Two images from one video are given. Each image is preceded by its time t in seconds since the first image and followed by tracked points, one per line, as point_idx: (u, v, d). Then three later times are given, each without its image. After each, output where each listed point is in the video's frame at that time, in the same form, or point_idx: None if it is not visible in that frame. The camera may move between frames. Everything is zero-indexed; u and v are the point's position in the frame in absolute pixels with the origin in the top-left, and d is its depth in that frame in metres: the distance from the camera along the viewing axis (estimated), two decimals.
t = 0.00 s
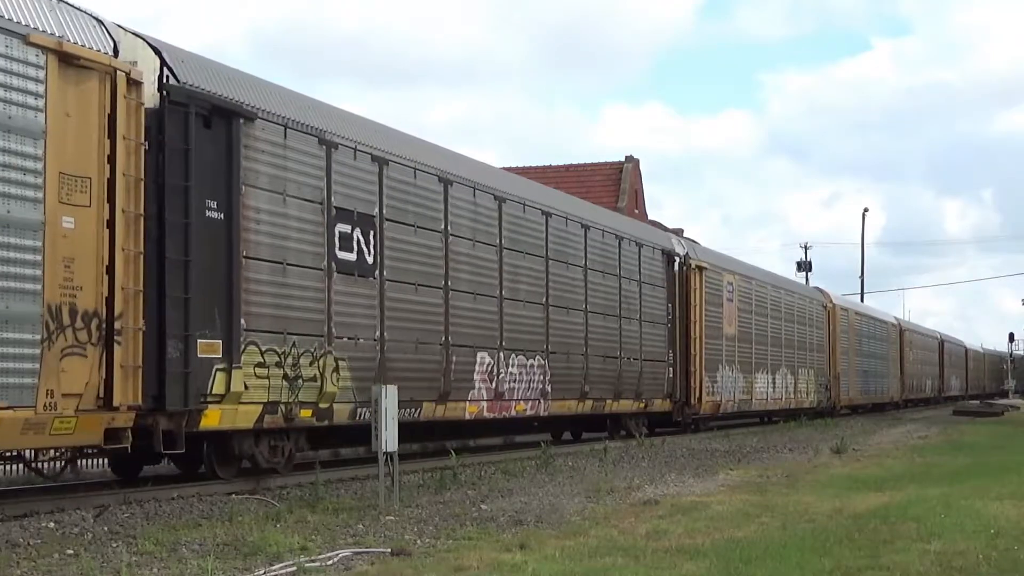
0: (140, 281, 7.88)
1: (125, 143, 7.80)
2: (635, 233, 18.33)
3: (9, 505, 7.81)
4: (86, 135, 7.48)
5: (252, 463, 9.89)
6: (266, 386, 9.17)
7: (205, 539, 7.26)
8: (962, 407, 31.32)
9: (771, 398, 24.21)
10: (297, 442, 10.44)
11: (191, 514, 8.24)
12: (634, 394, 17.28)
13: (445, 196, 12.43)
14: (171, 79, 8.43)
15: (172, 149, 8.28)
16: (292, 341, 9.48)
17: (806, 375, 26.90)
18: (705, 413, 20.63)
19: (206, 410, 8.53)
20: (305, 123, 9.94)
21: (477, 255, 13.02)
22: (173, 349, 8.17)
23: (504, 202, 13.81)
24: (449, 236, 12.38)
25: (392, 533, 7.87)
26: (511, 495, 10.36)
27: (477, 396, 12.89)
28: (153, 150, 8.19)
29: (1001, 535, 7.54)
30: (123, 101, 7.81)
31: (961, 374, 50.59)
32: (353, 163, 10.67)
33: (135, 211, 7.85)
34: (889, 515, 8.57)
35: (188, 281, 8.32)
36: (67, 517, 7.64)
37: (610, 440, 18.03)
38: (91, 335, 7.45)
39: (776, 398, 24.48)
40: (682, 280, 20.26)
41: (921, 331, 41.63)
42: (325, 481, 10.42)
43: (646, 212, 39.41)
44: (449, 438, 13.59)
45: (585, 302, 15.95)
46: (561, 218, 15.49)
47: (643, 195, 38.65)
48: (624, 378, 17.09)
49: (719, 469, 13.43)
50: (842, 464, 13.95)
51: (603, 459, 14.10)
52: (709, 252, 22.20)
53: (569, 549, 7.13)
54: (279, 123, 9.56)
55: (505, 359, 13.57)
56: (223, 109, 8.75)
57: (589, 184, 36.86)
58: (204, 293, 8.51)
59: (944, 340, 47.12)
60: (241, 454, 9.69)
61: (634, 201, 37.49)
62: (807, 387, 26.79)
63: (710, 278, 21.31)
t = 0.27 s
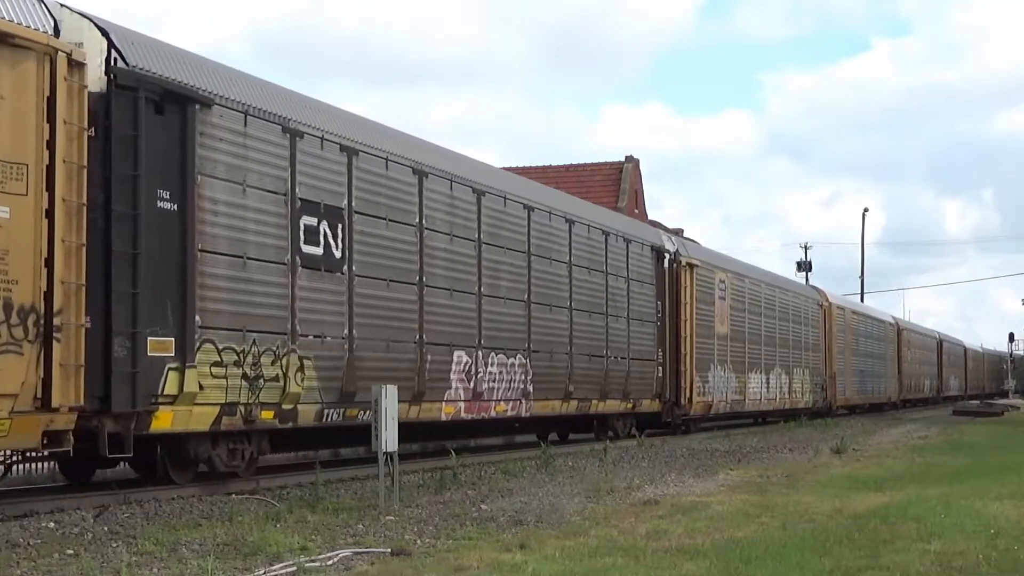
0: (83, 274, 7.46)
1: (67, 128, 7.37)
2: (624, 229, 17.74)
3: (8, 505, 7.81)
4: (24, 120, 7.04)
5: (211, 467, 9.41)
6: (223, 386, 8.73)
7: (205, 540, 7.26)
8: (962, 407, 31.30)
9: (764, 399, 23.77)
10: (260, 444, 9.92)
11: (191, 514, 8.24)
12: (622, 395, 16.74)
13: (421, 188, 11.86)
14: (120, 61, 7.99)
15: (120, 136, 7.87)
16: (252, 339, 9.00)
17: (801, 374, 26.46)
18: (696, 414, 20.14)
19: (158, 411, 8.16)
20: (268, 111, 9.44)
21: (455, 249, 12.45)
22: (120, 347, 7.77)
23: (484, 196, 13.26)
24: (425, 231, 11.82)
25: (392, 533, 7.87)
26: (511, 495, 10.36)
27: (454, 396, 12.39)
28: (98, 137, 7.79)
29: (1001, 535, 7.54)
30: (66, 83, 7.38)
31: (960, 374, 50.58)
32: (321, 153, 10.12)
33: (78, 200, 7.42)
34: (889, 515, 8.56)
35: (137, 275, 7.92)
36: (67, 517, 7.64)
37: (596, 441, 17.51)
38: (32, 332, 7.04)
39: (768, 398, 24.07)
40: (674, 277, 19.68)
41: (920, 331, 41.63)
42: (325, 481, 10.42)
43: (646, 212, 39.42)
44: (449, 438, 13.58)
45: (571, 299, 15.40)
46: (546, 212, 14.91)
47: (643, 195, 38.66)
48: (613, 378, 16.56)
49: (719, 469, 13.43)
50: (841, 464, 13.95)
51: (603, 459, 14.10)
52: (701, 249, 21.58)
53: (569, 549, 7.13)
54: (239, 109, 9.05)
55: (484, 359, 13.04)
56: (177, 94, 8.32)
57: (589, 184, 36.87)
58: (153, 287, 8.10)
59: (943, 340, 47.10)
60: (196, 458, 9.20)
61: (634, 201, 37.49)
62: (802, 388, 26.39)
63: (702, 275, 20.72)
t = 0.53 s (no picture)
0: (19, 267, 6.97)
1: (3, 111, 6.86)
2: (611, 224, 17.11)
3: (9, 505, 7.81)
4: None
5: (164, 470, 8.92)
6: (175, 386, 8.24)
7: (205, 539, 7.26)
8: (962, 407, 31.28)
9: (758, 398, 23.18)
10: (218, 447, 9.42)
11: (191, 514, 8.24)
12: (609, 395, 16.18)
13: (392, 179, 11.25)
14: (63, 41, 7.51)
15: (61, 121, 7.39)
16: (208, 336, 8.49)
17: (796, 374, 25.89)
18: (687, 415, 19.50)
19: (104, 411, 7.69)
20: (225, 97, 8.87)
21: (428, 245, 11.85)
22: (60, 344, 7.29)
23: (461, 189, 12.64)
24: (396, 224, 11.23)
25: (392, 533, 7.87)
26: (511, 495, 10.36)
27: (429, 397, 11.88)
28: (38, 121, 7.31)
29: (1001, 535, 7.54)
30: None
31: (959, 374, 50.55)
32: (283, 142, 9.53)
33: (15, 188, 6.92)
34: (889, 515, 8.56)
35: (78, 268, 7.45)
36: (67, 517, 7.64)
37: (582, 443, 16.91)
38: None
39: (763, 398, 23.49)
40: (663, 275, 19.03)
41: (919, 331, 41.63)
42: (325, 481, 10.42)
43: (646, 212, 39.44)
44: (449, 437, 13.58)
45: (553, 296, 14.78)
46: (527, 206, 14.28)
47: (643, 195, 38.69)
48: (598, 378, 15.99)
49: (718, 469, 13.43)
50: (842, 464, 13.95)
51: (603, 458, 14.11)
52: (692, 246, 20.97)
53: (569, 549, 7.13)
54: (195, 95, 8.50)
55: (460, 357, 12.50)
56: (124, 77, 7.82)
57: (589, 184, 36.88)
58: (97, 281, 7.63)
59: (942, 339, 47.07)
60: (147, 461, 8.69)
61: (634, 201, 37.49)
62: (798, 388, 25.82)
63: (692, 272, 20.11)
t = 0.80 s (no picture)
0: None
1: None
2: (598, 219, 16.35)
3: (8, 505, 7.81)
4: None
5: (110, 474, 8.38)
6: (122, 385, 7.59)
7: (205, 540, 7.26)
8: (962, 407, 31.28)
9: (751, 399, 22.57)
10: (171, 452, 8.86)
11: (191, 514, 8.24)
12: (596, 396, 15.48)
13: (362, 169, 10.51)
14: None
15: None
16: (158, 333, 7.84)
17: (791, 373, 25.31)
18: (677, 416, 18.85)
19: (42, 412, 7.01)
20: (177, 81, 8.22)
21: (402, 238, 11.11)
22: None
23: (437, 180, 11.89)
24: (366, 216, 10.50)
25: (392, 533, 7.87)
26: (511, 495, 10.36)
27: (403, 397, 11.11)
28: None
29: (1001, 535, 7.54)
30: None
31: (958, 374, 50.56)
32: (241, 129, 8.84)
33: None
34: (889, 515, 8.56)
35: (13, 261, 6.81)
36: (67, 517, 7.64)
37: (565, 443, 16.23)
38: None
39: (756, 398, 22.89)
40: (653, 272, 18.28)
41: (917, 331, 41.66)
42: (325, 481, 10.42)
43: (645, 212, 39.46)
44: (449, 438, 13.57)
45: (537, 293, 14.03)
46: (509, 199, 13.52)
47: (643, 195, 38.71)
48: (585, 379, 15.25)
49: (718, 469, 13.43)
50: (841, 464, 13.96)
51: (603, 458, 14.11)
52: (684, 242, 20.27)
53: (569, 549, 7.13)
54: (143, 78, 7.85)
55: (436, 355, 11.72)
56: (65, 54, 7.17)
57: (589, 184, 36.90)
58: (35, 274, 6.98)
59: (940, 339, 47.09)
60: (93, 465, 8.14)
61: (634, 201, 37.50)
62: (792, 388, 25.21)
63: (683, 269, 19.43)
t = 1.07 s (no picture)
0: None
1: None
2: (582, 214, 15.87)
3: (8, 504, 7.81)
4: None
5: (53, 477, 7.93)
6: (63, 386, 7.20)
7: (205, 540, 7.26)
8: (962, 407, 31.28)
9: (744, 399, 22.18)
10: (121, 453, 8.43)
11: (191, 514, 8.24)
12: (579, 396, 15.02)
13: (330, 158, 10.05)
14: None
15: None
16: (104, 329, 7.43)
17: (785, 373, 24.90)
18: (667, 417, 18.44)
19: None
20: (128, 63, 7.82)
21: (373, 231, 10.64)
22: None
23: (411, 171, 11.41)
24: (335, 207, 10.04)
25: (392, 533, 7.87)
26: (511, 495, 10.37)
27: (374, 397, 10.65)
28: None
29: (1001, 535, 7.54)
30: None
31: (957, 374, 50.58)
32: (198, 115, 8.41)
33: None
34: (889, 515, 8.57)
35: None
36: (66, 517, 7.64)
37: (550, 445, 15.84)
38: None
39: (750, 398, 22.49)
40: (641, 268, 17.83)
41: (916, 331, 41.69)
42: (325, 481, 10.42)
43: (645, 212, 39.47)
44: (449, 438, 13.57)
45: (517, 289, 13.57)
46: (488, 192, 13.05)
47: (643, 195, 38.73)
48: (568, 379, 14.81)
49: (718, 469, 13.43)
50: (841, 464, 13.96)
51: (603, 458, 14.11)
52: (674, 239, 19.79)
53: (569, 549, 7.13)
54: (88, 59, 7.45)
55: (409, 354, 11.26)
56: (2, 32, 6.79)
57: (589, 184, 36.92)
58: None
59: (939, 338, 47.10)
60: (32, 468, 7.68)
61: (634, 201, 37.50)
62: (786, 389, 24.82)
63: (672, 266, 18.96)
